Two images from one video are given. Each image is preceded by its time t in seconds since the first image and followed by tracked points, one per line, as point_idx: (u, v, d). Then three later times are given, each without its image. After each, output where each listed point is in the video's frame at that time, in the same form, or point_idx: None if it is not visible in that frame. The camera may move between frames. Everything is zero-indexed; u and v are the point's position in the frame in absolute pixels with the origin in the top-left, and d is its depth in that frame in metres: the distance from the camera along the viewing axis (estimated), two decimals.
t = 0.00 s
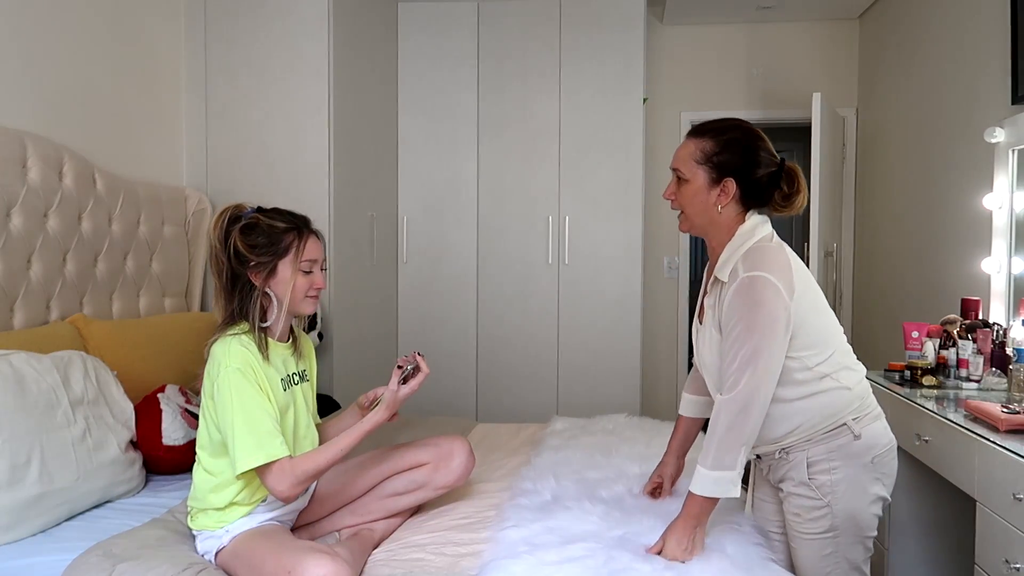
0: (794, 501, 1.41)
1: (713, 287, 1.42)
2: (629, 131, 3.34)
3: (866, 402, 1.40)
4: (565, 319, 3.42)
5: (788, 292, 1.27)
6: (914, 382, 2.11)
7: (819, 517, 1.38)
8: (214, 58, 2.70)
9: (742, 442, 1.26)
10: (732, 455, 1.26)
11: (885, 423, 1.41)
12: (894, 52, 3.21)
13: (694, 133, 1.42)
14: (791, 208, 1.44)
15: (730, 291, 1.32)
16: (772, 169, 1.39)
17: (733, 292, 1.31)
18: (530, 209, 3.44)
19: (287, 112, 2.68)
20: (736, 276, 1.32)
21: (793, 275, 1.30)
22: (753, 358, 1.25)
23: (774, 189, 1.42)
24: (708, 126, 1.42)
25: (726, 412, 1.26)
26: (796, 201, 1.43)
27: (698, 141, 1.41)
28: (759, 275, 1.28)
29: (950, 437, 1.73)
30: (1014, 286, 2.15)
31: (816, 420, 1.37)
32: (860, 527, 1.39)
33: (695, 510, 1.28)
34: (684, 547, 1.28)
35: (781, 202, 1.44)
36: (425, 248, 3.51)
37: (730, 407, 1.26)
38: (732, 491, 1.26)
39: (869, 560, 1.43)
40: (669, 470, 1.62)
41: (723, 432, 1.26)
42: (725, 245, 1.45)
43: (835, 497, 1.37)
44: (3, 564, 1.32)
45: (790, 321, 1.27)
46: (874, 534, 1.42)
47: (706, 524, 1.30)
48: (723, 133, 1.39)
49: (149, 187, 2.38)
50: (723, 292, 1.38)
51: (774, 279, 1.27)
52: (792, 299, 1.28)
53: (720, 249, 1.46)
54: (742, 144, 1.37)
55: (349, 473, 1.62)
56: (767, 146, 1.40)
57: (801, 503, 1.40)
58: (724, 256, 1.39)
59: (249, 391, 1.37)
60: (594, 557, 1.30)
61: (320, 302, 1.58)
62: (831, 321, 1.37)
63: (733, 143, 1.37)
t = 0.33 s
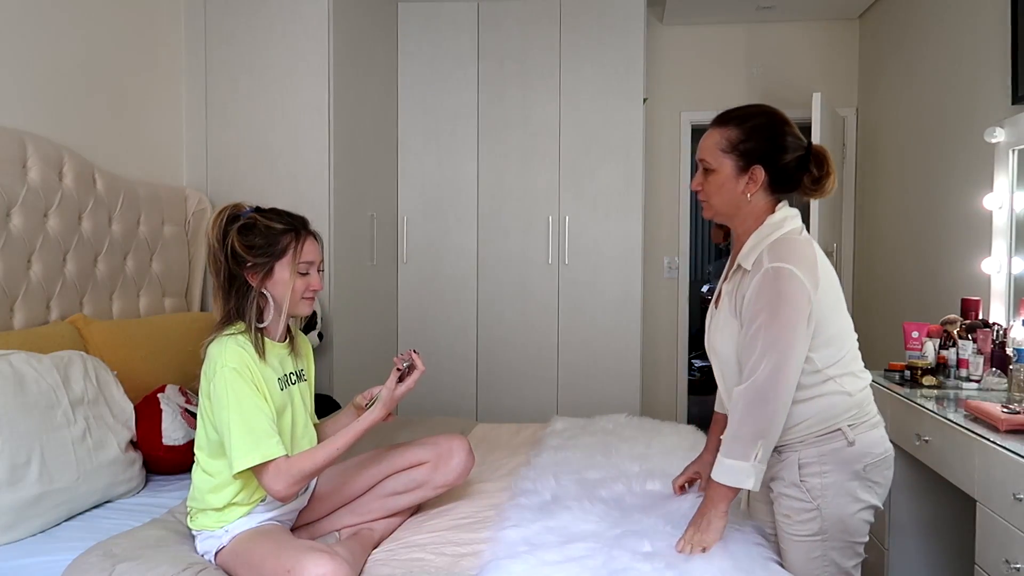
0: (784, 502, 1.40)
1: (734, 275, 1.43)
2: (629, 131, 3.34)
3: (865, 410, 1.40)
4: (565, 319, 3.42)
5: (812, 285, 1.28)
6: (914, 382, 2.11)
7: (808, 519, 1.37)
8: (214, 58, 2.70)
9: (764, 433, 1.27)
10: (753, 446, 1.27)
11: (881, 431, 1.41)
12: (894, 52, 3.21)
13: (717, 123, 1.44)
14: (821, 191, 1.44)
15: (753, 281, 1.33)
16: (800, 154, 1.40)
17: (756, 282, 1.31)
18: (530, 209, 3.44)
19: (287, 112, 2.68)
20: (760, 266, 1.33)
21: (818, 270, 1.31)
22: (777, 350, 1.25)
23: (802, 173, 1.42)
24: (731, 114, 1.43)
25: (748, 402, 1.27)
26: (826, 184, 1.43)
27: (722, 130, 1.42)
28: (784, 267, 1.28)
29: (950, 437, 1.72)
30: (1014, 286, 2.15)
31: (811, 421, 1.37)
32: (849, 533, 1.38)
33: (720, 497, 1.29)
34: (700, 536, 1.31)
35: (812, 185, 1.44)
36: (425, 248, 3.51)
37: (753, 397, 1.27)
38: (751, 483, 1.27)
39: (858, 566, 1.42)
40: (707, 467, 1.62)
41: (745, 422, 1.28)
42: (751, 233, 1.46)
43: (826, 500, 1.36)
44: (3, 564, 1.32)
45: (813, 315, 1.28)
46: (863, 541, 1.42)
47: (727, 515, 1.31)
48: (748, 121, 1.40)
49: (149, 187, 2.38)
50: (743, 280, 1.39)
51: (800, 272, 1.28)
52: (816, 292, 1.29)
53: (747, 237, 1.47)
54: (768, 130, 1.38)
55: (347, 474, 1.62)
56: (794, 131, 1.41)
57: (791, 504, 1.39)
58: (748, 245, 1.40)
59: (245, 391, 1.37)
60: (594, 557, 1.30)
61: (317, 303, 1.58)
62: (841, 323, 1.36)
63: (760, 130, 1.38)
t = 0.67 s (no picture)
0: (793, 503, 1.40)
1: (745, 273, 1.43)
2: (629, 131, 3.34)
3: (875, 411, 1.40)
4: (565, 319, 3.42)
5: (825, 284, 1.29)
6: (914, 382, 2.11)
7: (819, 520, 1.38)
8: (214, 58, 2.70)
9: (771, 430, 1.27)
10: (759, 442, 1.27)
11: (892, 432, 1.40)
12: (894, 52, 3.21)
13: (730, 122, 1.45)
14: (833, 191, 1.43)
15: (766, 279, 1.34)
16: (812, 154, 1.40)
17: (769, 279, 1.32)
18: (530, 209, 3.44)
19: (287, 112, 2.68)
20: (774, 264, 1.33)
21: (832, 269, 1.32)
22: (788, 346, 1.26)
23: (814, 173, 1.42)
24: (744, 113, 1.44)
25: (757, 399, 1.28)
26: (838, 183, 1.42)
27: (735, 129, 1.43)
28: (799, 265, 1.29)
29: (950, 437, 1.73)
30: (1014, 286, 2.15)
31: (817, 422, 1.37)
32: (859, 533, 1.38)
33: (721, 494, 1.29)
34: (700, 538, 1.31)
35: (824, 184, 1.42)
36: (425, 248, 3.51)
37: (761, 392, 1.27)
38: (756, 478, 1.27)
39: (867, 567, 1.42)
40: (711, 467, 1.62)
41: (752, 417, 1.28)
42: (763, 232, 1.46)
43: (836, 500, 1.36)
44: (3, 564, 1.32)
45: (825, 315, 1.28)
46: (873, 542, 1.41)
47: (729, 512, 1.30)
48: (761, 120, 1.40)
49: (149, 186, 2.38)
50: (755, 278, 1.39)
51: (813, 270, 1.29)
52: (828, 291, 1.30)
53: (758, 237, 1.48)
54: (780, 129, 1.39)
55: (349, 474, 1.62)
56: (806, 131, 1.42)
57: (800, 505, 1.39)
58: (761, 243, 1.40)
59: (242, 390, 1.37)
60: (594, 557, 1.30)
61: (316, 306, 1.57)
62: (851, 323, 1.36)
63: (772, 129, 1.39)
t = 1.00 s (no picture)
0: (795, 503, 1.40)
1: (755, 271, 1.44)
2: (629, 131, 3.34)
3: (877, 411, 1.40)
4: (565, 319, 3.42)
5: (837, 282, 1.29)
6: (914, 382, 2.11)
7: (820, 520, 1.38)
8: (214, 58, 2.70)
9: (783, 427, 1.28)
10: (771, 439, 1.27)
11: (893, 433, 1.40)
12: (895, 52, 3.21)
13: (742, 118, 1.45)
14: (842, 190, 1.43)
15: (777, 276, 1.34)
16: (822, 153, 1.40)
17: (781, 275, 1.32)
18: (530, 209, 3.44)
19: (287, 112, 2.68)
20: (785, 261, 1.33)
21: (843, 266, 1.32)
22: (801, 344, 1.26)
23: (823, 172, 1.41)
24: (757, 110, 1.44)
25: (769, 397, 1.28)
26: (848, 183, 1.42)
27: (747, 125, 1.43)
28: (810, 262, 1.29)
29: (949, 437, 1.73)
30: (1014, 286, 2.15)
31: (818, 421, 1.37)
32: (861, 533, 1.38)
33: (730, 491, 1.29)
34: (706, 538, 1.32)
35: (833, 184, 1.42)
36: (425, 248, 3.51)
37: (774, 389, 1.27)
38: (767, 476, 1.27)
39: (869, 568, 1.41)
40: (711, 467, 1.61)
41: (764, 414, 1.28)
42: (772, 230, 1.47)
43: (837, 500, 1.36)
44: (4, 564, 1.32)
45: (836, 312, 1.28)
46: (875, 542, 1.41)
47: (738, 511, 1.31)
48: (773, 117, 1.40)
49: (149, 186, 2.38)
50: (765, 275, 1.40)
51: (825, 267, 1.29)
52: (838, 289, 1.30)
53: (767, 234, 1.48)
54: (790, 127, 1.39)
55: (350, 474, 1.63)
56: (816, 129, 1.41)
57: (802, 504, 1.39)
58: (771, 240, 1.41)
59: (241, 390, 1.37)
60: (595, 557, 1.30)
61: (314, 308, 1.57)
62: (853, 322, 1.36)
63: (784, 126, 1.39)
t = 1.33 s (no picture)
0: (797, 502, 1.40)
1: (753, 270, 1.44)
2: (629, 131, 3.34)
3: (879, 409, 1.40)
4: (564, 319, 3.42)
5: (835, 277, 1.30)
6: (914, 382, 2.11)
7: (822, 518, 1.37)
8: (214, 58, 2.70)
9: (780, 416, 1.29)
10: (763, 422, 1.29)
11: (895, 431, 1.40)
12: (895, 52, 3.21)
13: (738, 121, 1.45)
14: (836, 197, 1.42)
15: (776, 275, 1.34)
16: (816, 158, 1.41)
17: (781, 273, 1.32)
18: (530, 209, 3.44)
19: (287, 112, 2.68)
20: (784, 259, 1.34)
21: (842, 265, 1.32)
22: (804, 341, 1.27)
23: (817, 177, 1.42)
24: (754, 113, 1.44)
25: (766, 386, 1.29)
26: (842, 190, 1.41)
27: (742, 128, 1.43)
28: (810, 261, 1.29)
29: (949, 437, 1.73)
30: (1014, 286, 2.15)
31: (818, 421, 1.37)
32: (862, 532, 1.38)
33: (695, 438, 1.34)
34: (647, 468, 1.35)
35: (827, 190, 1.42)
36: (425, 248, 3.51)
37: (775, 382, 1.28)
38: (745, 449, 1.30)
39: (870, 566, 1.42)
40: (711, 465, 1.62)
41: (762, 407, 1.29)
42: (768, 232, 1.47)
43: (840, 498, 1.36)
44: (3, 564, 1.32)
45: (835, 311, 1.29)
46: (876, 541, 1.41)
47: (685, 460, 1.35)
48: (769, 120, 1.41)
49: (149, 186, 2.38)
50: (764, 274, 1.40)
51: (825, 266, 1.29)
52: (837, 288, 1.30)
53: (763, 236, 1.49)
54: (786, 131, 1.39)
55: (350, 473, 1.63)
56: (812, 134, 1.41)
57: (804, 503, 1.39)
58: (768, 241, 1.41)
59: (238, 390, 1.37)
60: (595, 557, 1.30)
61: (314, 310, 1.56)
62: (852, 321, 1.36)
63: (779, 130, 1.39)
